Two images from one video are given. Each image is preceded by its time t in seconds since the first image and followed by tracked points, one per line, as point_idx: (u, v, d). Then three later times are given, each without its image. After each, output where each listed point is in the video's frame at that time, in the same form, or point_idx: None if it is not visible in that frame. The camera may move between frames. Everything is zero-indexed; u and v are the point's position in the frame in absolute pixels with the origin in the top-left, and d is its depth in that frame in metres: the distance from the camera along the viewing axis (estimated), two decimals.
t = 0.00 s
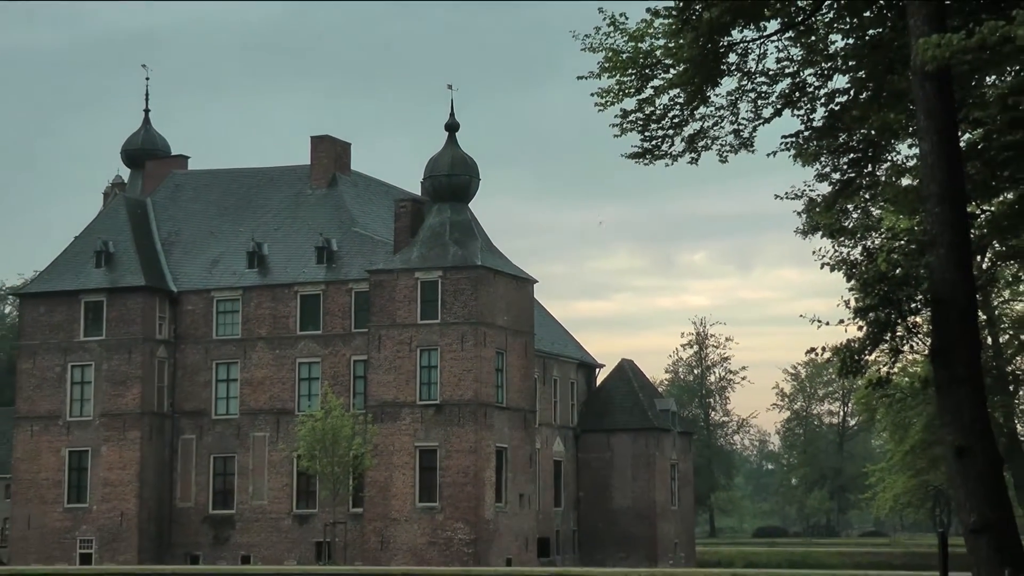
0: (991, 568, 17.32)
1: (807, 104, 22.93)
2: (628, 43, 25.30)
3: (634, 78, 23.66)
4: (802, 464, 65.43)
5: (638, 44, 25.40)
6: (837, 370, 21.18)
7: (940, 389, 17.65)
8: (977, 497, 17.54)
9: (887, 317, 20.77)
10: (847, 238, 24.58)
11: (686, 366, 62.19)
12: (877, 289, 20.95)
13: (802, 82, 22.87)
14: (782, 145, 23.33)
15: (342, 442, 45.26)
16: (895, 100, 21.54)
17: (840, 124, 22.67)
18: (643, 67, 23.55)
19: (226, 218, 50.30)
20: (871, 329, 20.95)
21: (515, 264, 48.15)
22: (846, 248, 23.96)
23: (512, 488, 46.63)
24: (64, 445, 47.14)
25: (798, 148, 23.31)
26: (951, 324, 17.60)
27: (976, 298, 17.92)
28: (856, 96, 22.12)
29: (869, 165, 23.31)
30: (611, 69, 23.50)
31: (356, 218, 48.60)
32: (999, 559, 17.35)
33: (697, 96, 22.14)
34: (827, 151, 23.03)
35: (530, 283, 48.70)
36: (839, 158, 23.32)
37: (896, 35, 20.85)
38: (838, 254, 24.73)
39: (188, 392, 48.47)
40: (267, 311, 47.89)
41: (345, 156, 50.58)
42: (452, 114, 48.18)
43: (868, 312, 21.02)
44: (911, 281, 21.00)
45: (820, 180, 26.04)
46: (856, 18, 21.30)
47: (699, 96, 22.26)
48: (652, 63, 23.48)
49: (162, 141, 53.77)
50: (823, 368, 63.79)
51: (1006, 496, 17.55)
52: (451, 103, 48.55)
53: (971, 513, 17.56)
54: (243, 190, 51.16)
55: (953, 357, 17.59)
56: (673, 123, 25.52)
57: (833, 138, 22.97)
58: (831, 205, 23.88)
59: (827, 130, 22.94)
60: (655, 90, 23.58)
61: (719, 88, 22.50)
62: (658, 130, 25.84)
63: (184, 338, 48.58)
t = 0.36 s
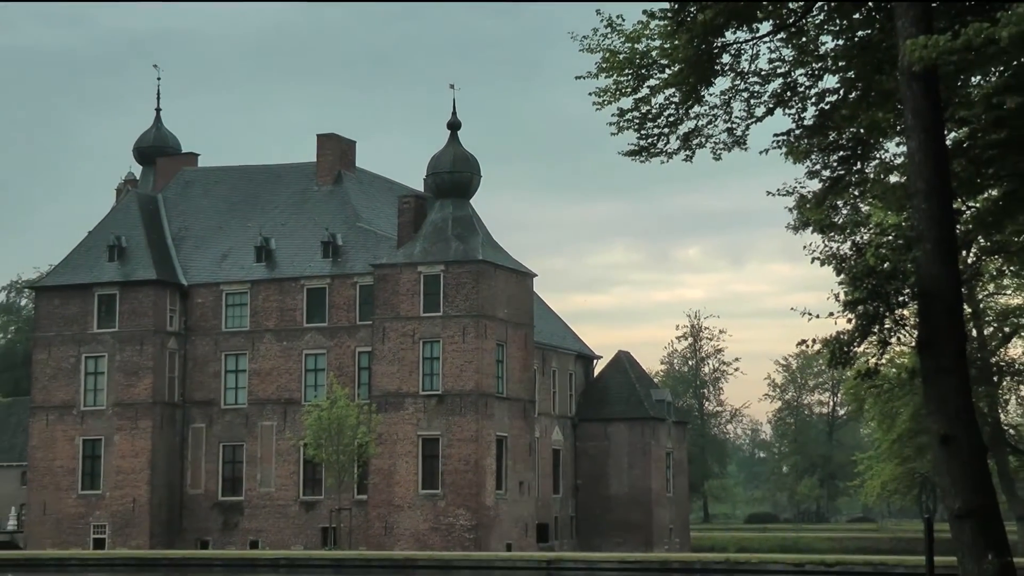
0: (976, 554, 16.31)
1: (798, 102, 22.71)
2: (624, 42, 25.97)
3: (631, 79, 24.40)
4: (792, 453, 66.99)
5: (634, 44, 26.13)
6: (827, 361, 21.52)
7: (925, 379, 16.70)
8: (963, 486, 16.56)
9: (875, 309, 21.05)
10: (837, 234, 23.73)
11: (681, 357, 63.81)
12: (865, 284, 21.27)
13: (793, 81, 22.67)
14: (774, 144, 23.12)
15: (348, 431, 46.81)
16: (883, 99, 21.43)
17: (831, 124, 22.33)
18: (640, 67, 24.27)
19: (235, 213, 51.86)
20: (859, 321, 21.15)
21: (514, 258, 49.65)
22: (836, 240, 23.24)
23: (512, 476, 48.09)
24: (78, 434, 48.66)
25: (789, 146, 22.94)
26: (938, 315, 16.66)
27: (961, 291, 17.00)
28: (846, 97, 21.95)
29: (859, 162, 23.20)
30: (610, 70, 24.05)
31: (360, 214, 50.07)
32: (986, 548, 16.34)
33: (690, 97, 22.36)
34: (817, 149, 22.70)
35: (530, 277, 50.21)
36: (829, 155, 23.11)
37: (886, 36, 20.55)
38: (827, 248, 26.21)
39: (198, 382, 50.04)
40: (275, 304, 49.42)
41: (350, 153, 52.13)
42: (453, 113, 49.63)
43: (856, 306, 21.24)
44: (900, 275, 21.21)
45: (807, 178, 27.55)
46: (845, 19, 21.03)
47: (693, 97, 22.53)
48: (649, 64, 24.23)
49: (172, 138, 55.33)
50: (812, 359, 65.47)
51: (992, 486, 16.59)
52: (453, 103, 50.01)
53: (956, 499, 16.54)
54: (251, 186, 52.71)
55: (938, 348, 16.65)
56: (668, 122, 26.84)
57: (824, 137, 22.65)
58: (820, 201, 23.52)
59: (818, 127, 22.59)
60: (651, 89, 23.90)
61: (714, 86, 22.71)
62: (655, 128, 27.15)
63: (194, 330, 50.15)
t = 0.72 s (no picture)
0: (960, 545, 15.08)
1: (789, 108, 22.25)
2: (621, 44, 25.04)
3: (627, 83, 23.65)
4: (783, 445, 68.74)
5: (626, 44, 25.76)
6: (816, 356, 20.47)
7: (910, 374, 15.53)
8: (949, 477, 15.36)
9: (864, 307, 19.73)
10: (825, 234, 24.65)
11: (675, 352, 65.52)
12: (854, 281, 19.98)
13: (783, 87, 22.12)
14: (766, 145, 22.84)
15: (352, 423, 48.03)
16: (870, 103, 20.91)
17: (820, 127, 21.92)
18: (636, 71, 24.17)
19: (243, 213, 53.49)
20: (848, 318, 19.87)
21: (514, 256, 51.21)
22: (824, 237, 23.80)
23: (512, 467, 49.67)
24: (92, 426, 50.28)
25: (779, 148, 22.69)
26: (925, 311, 15.46)
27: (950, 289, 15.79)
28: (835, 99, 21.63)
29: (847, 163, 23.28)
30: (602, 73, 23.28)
31: (365, 213, 51.58)
32: (971, 539, 15.12)
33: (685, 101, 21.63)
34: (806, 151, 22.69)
35: (529, 275, 51.77)
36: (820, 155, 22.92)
37: (873, 41, 20.25)
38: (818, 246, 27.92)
39: (208, 376, 51.70)
40: (282, 301, 51.04)
41: (355, 155, 53.76)
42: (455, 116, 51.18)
43: (845, 303, 19.96)
44: (888, 273, 19.99)
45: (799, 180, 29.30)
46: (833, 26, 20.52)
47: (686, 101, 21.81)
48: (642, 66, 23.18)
49: (182, 140, 57.02)
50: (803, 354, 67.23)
51: (978, 476, 15.37)
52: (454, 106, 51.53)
53: (941, 489, 15.37)
54: (259, 187, 54.35)
55: (925, 343, 15.43)
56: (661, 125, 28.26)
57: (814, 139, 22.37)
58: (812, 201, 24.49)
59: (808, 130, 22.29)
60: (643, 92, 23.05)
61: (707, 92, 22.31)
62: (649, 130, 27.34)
63: (205, 326, 51.85)
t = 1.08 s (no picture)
0: (945, 537, 15.37)
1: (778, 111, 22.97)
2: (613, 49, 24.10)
3: (622, 90, 22.86)
4: (774, 441, 70.50)
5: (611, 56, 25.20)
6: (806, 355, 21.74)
7: (896, 371, 15.78)
8: (934, 471, 15.61)
9: (851, 307, 21.08)
10: (816, 235, 25.61)
11: (669, 350, 67.30)
12: (842, 282, 21.28)
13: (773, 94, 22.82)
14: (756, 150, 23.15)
15: (356, 420, 49.54)
16: (858, 109, 20.92)
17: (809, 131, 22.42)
18: (631, 78, 22.69)
19: (252, 215, 55.29)
20: (836, 317, 21.23)
21: (513, 257, 52.79)
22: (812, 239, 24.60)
23: (511, 461, 51.20)
24: (103, 422, 51.88)
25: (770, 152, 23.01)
26: (909, 309, 15.74)
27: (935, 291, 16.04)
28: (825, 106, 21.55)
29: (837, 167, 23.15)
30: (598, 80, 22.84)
31: (368, 216, 53.18)
32: (956, 532, 15.39)
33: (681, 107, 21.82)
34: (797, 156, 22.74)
35: (526, 275, 53.38)
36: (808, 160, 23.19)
37: (862, 49, 20.23)
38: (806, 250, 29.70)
39: (216, 374, 53.35)
40: (288, 301, 52.67)
41: (358, 159, 55.44)
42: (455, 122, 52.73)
43: (833, 302, 21.28)
44: (876, 273, 21.46)
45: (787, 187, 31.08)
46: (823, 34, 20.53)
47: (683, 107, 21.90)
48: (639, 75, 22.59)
49: (191, 145, 58.78)
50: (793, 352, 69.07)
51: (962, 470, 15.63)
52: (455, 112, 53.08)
53: (926, 483, 15.60)
54: (266, 190, 56.07)
55: (912, 341, 15.71)
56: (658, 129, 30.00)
57: (803, 143, 22.69)
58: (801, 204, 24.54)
59: (798, 134, 22.66)
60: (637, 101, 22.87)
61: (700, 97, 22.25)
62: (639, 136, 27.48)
63: (213, 325, 53.55)
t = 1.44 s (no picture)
0: (930, 529, 15.91)
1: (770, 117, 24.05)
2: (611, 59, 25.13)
3: (618, 95, 23.86)
4: (764, 436, 72.33)
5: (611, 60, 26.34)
6: (798, 352, 22.71)
7: (882, 368, 16.41)
8: (922, 467, 16.14)
9: (840, 306, 21.91)
10: (804, 236, 27.20)
11: (662, 348, 69.16)
12: (832, 282, 22.06)
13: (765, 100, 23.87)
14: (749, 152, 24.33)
15: (360, 415, 51.40)
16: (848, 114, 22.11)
17: (800, 135, 23.54)
18: (626, 83, 23.79)
19: (259, 216, 57.04)
20: (826, 316, 22.03)
21: (511, 258, 54.39)
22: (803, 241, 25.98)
23: (510, 455, 52.77)
24: (115, 417, 53.54)
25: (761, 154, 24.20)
26: (896, 308, 16.44)
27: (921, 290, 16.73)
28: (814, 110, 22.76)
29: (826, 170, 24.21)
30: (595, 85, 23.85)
31: (372, 217, 54.81)
32: (941, 523, 15.93)
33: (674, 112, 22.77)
34: (789, 159, 23.93)
35: (525, 275, 55.01)
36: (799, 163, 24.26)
37: (851, 56, 21.22)
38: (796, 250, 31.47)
39: (224, 370, 55.03)
40: (294, 299, 54.33)
41: (362, 163, 57.11)
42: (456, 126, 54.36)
43: (822, 302, 22.11)
44: (863, 273, 22.03)
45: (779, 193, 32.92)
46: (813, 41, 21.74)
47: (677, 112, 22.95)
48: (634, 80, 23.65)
49: (201, 149, 60.60)
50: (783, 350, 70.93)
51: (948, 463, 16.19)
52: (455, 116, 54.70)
53: (913, 478, 16.13)
54: (273, 193, 57.80)
55: (899, 340, 16.40)
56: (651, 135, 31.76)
57: (794, 147, 23.84)
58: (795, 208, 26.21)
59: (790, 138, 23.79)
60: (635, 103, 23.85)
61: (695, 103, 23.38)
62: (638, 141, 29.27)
63: (221, 323, 55.26)
